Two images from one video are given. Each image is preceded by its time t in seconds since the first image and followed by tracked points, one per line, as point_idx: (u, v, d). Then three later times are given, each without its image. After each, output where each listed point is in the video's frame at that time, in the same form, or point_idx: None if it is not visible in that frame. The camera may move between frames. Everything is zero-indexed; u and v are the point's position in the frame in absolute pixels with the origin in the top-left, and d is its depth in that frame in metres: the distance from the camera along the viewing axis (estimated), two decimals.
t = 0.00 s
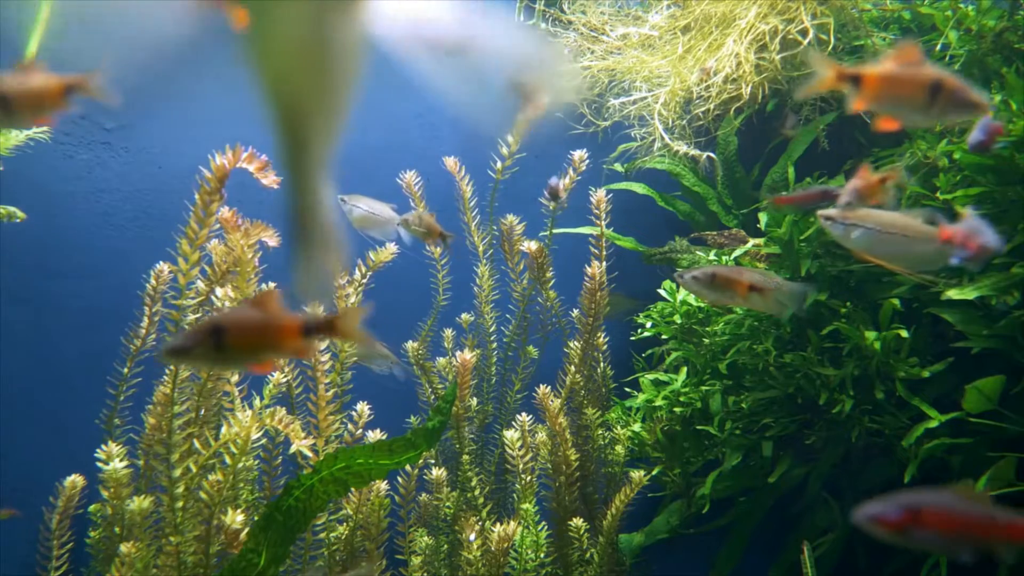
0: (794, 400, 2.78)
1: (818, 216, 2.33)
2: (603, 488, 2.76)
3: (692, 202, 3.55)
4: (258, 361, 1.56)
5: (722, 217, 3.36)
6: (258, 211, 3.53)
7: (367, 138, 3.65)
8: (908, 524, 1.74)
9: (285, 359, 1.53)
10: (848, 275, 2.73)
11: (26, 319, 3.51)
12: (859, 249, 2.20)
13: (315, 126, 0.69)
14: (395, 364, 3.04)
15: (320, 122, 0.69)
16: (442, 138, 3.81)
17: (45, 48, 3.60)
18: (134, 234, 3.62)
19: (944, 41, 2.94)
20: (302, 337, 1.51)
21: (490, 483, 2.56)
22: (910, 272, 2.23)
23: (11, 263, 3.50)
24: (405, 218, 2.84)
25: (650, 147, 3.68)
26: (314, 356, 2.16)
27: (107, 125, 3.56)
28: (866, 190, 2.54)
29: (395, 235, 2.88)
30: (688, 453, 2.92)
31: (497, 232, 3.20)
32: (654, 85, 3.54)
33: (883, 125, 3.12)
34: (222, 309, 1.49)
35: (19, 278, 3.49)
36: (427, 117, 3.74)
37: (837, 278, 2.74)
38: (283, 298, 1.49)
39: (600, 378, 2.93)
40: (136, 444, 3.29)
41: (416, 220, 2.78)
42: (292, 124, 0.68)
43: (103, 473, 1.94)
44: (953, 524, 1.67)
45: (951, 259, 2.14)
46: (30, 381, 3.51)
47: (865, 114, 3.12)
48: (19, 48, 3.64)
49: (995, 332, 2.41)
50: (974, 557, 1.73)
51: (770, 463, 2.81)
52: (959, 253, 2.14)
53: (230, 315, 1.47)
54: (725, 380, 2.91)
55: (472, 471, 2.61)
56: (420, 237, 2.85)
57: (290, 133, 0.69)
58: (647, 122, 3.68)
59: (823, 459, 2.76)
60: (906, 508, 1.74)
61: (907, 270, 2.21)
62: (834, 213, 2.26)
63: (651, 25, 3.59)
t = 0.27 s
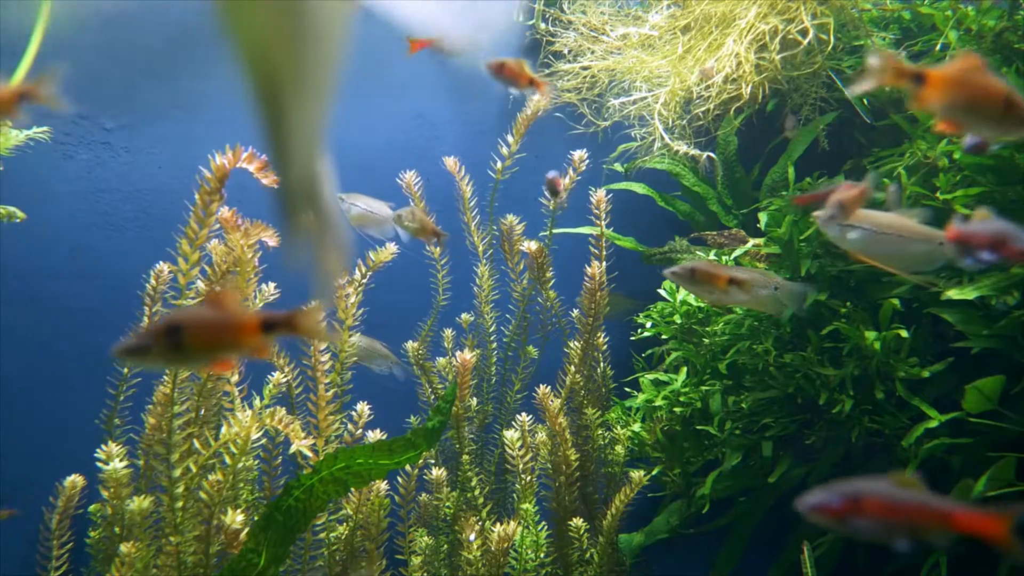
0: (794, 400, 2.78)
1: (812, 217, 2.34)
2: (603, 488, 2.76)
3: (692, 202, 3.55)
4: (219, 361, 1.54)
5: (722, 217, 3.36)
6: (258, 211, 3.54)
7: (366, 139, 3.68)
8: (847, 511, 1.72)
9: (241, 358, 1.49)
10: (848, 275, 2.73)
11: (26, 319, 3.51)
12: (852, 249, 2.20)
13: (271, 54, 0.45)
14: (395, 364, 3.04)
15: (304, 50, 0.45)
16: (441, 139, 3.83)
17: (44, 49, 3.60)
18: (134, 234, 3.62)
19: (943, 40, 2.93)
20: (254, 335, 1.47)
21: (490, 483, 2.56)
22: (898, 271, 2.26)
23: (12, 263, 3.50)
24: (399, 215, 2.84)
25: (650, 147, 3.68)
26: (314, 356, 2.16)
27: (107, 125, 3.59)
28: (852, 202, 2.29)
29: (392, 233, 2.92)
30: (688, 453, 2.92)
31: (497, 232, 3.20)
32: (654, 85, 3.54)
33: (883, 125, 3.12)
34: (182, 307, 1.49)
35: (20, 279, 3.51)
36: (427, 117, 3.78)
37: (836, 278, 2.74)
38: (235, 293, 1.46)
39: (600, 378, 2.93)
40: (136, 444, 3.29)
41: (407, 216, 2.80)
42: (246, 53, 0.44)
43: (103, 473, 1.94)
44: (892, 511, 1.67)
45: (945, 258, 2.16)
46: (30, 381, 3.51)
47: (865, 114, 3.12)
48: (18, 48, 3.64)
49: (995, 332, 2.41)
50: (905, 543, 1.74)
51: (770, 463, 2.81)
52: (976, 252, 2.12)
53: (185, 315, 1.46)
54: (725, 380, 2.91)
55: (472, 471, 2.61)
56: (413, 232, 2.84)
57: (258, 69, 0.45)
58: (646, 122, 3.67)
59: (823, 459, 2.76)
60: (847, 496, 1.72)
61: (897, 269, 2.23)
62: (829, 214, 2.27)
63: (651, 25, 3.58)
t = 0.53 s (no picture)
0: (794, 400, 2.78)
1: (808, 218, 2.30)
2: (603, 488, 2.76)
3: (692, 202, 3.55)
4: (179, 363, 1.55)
5: (722, 216, 3.36)
6: (258, 210, 3.54)
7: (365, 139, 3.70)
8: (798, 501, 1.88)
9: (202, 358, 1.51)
10: (848, 275, 2.73)
11: (25, 319, 3.51)
12: (847, 250, 2.18)
13: (267, 34, 0.39)
14: (395, 363, 3.04)
15: (298, 24, 0.41)
16: (441, 140, 3.82)
17: (44, 49, 3.60)
18: (133, 234, 3.62)
19: (944, 41, 2.96)
20: (215, 334, 1.49)
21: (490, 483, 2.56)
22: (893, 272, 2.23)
23: (11, 263, 3.50)
24: (395, 210, 2.90)
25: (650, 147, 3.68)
26: (314, 355, 2.16)
27: (108, 125, 3.60)
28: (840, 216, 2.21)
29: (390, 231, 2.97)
30: (688, 453, 2.92)
31: (497, 232, 3.20)
32: (654, 85, 3.54)
33: (882, 125, 3.12)
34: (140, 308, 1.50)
35: (20, 279, 3.51)
36: (428, 119, 3.81)
37: (837, 278, 2.74)
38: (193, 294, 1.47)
39: (600, 378, 2.93)
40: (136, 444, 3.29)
41: (402, 211, 2.86)
42: (234, 36, 0.38)
43: (102, 474, 1.93)
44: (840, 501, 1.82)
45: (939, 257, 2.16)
46: (29, 381, 3.51)
47: (865, 114, 3.12)
48: (18, 48, 3.64)
49: (995, 332, 2.40)
50: (853, 529, 1.90)
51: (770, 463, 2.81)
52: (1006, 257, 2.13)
53: (149, 314, 1.47)
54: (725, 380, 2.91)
55: (472, 471, 2.61)
56: (408, 229, 2.88)
57: (244, 69, 0.40)
58: (646, 122, 3.67)
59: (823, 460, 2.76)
60: (796, 487, 1.88)
61: (893, 270, 2.21)
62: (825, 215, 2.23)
63: (651, 25, 3.58)
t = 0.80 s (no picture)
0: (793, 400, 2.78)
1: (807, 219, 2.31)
2: (603, 488, 2.76)
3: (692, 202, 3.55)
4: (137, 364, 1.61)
5: (722, 217, 3.36)
6: (258, 210, 3.53)
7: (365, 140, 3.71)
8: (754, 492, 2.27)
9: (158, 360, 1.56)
10: (848, 275, 2.73)
11: (25, 318, 3.51)
12: (845, 250, 2.19)
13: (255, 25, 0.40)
14: (395, 364, 3.04)
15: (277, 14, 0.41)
16: (441, 139, 3.83)
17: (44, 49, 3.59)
18: (133, 233, 3.62)
19: (943, 41, 2.97)
20: (172, 338, 1.54)
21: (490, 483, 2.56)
22: (889, 272, 2.23)
23: (11, 263, 3.50)
24: (389, 203, 2.86)
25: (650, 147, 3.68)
26: (314, 355, 2.16)
27: (108, 125, 3.60)
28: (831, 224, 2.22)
29: (387, 229, 2.98)
30: (688, 453, 2.92)
31: (497, 232, 3.20)
32: (654, 85, 3.54)
33: (882, 125, 3.13)
34: (103, 308, 1.56)
35: (20, 279, 3.51)
36: (427, 118, 3.80)
37: (837, 278, 2.73)
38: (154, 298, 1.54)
39: (600, 378, 2.93)
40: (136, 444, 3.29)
41: (397, 204, 2.81)
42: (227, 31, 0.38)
43: (102, 473, 1.93)
44: (791, 490, 2.24)
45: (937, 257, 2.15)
46: (29, 381, 3.51)
47: (865, 115, 3.13)
48: (18, 48, 3.64)
49: (995, 332, 2.40)
50: (807, 515, 2.31)
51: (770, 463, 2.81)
52: None
53: (107, 316, 1.53)
54: (725, 380, 2.91)
55: (472, 471, 2.61)
56: (401, 224, 2.87)
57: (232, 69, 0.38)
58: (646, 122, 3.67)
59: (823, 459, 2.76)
60: (755, 481, 2.29)
61: (892, 270, 2.20)
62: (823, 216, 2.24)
63: (651, 25, 3.59)
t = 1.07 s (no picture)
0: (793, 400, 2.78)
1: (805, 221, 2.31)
2: (603, 488, 2.76)
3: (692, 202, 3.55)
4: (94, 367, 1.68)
5: (722, 217, 3.36)
6: (258, 211, 3.53)
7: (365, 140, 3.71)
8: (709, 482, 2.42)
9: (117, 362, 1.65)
10: (848, 274, 2.73)
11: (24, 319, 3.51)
12: (842, 252, 2.20)
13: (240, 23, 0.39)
14: (395, 364, 3.03)
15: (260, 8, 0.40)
16: (441, 140, 3.83)
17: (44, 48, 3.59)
18: (133, 233, 3.62)
19: (943, 41, 2.97)
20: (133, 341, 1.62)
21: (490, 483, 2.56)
22: (886, 272, 2.23)
23: (11, 263, 3.50)
24: (385, 197, 2.86)
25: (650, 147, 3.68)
26: (314, 355, 2.16)
27: (108, 125, 3.60)
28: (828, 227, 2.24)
29: (385, 227, 2.97)
30: (688, 453, 2.92)
31: (497, 232, 3.20)
32: (654, 85, 3.53)
33: (882, 125, 3.13)
34: (66, 309, 1.65)
35: (19, 278, 3.50)
36: (427, 118, 3.80)
37: (836, 278, 2.73)
38: (118, 302, 1.63)
39: (600, 378, 2.94)
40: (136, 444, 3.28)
41: (394, 198, 2.82)
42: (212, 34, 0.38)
43: (102, 473, 1.93)
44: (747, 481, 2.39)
45: (936, 258, 2.15)
46: (29, 381, 3.50)
47: (865, 114, 3.13)
48: (18, 48, 3.64)
49: (995, 332, 2.40)
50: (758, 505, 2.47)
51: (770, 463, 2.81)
52: None
53: (71, 319, 1.62)
54: (725, 380, 2.92)
55: (472, 471, 2.61)
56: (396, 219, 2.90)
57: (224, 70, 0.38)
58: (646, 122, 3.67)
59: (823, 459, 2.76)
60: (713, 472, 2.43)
61: (889, 271, 2.21)
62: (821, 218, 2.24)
63: (651, 25, 3.59)
